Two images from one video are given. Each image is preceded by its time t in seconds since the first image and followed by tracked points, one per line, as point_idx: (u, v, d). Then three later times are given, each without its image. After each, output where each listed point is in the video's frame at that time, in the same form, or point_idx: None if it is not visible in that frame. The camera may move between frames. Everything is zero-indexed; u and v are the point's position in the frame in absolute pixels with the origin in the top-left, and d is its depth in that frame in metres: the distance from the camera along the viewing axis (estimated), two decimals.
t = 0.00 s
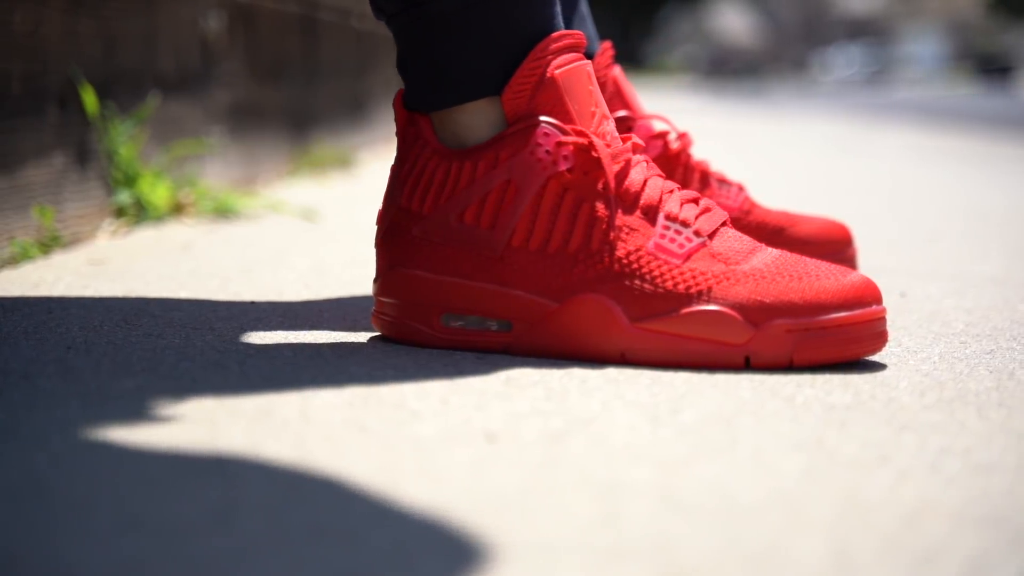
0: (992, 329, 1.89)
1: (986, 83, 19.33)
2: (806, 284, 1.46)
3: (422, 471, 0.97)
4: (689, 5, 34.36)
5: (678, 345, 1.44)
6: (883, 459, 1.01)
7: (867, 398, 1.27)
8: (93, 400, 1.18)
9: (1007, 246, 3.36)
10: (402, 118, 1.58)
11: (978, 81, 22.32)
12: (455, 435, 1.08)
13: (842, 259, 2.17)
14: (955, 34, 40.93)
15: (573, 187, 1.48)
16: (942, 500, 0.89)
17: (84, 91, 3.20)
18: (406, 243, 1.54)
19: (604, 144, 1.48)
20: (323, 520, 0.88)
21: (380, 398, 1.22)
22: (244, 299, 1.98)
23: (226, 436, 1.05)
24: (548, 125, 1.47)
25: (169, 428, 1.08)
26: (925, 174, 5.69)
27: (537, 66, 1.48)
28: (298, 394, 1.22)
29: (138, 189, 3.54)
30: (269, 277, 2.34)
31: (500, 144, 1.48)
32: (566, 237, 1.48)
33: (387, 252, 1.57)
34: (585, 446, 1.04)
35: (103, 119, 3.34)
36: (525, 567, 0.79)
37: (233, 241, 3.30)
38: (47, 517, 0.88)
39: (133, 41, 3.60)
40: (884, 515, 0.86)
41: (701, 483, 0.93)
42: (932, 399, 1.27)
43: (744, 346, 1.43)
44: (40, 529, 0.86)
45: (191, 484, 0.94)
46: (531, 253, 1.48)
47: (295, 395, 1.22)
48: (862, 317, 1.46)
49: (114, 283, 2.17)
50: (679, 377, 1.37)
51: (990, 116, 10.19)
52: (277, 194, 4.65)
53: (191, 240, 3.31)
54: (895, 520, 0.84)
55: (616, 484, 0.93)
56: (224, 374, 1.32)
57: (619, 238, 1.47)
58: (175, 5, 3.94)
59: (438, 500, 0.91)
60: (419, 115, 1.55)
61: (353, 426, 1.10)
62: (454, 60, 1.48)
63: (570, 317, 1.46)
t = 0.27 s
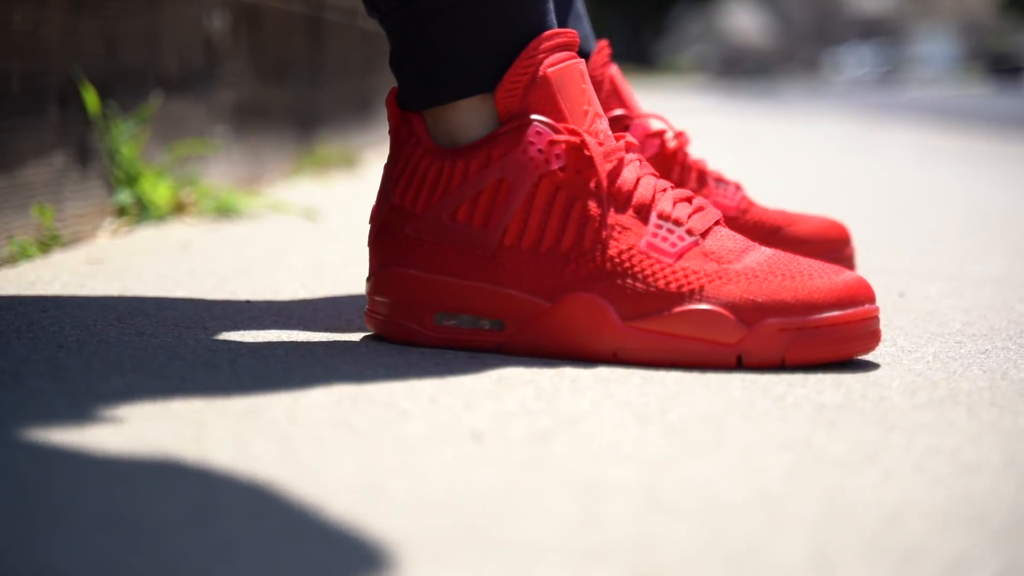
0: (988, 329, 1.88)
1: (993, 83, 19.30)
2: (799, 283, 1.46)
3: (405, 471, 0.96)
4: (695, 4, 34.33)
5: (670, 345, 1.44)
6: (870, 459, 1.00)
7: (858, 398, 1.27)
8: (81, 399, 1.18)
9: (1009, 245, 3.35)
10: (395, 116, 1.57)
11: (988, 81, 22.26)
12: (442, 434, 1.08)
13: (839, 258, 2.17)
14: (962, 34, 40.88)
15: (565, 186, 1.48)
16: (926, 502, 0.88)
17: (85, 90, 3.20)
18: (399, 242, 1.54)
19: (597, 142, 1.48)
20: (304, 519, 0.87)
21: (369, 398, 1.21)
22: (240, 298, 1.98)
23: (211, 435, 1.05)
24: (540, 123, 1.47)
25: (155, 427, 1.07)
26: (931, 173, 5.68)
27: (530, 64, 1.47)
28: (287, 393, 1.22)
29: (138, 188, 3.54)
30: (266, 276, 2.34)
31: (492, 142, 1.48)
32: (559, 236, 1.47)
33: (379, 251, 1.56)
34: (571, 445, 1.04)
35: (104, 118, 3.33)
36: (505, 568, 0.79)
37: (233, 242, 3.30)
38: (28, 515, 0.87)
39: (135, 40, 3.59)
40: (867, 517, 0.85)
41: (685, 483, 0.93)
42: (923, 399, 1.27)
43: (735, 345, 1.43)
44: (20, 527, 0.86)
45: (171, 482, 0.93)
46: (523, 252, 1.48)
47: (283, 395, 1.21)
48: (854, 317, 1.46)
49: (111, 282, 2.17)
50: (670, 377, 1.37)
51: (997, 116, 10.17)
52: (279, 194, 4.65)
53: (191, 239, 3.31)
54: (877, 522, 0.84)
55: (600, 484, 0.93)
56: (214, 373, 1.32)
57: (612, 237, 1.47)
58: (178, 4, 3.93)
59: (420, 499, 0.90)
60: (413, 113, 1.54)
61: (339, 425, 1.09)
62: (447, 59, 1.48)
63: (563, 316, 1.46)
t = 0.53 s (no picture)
0: (987, 329, 1.87)
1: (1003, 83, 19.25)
2: (793, 283, 1.46)
3: (389, 469, 0.96)
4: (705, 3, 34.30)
5: (663, 344, 1.44)
6: (858, 459, 1.00)
7: (850, 398, 1.26)
8: (70, 398, 1.17)
9: (1014, 245, 3.34)
10: (389, 115, 1.57)
11: (999, 82, 22.21)
12: (429, 433, 1.07)
13: (837, 258, 2.16)
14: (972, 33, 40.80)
15: (559, 185, 1.48)
16: (910, 502, 0.88)
17: (87, 89, 3.20)
18: (393, 241, 1.53)
19: (590, 141, 1.48)
20: (285, 515, 0.87)
21: (358, 397, 1.21)
22: (237, 297, 1.97)
23: (196, 433, 1.05)
24: (533, 122, 1.47)
25: (141, 426, 1.07)
26: (938, 173, 5.67)
27: (523, 63, 1.47)
28: (277, 393, 1.22)
29: (141, 187, 3.54)
30: (265, 275, 2.34)
31: (486, 141, 1.48)
32: (552, 234, 1.47)
33: (373, 250, 1.56)
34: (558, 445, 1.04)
35: (107, 117, 3.33)
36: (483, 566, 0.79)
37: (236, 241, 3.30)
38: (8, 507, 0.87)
39: (139, 39, 3.59)
40: (850, 517, 0.85)
41: (669, 482, 0.93)
42: (915, 398, 1.27)
43: (729, 344, 1.43)
44: None
45: (152, 479, 0.93)
46: (516, 251, 1.48)
47: (273, 394, 1.21)
48: (848, 317, 1.46)
49: (110, 281, 2.16)
50: (663, 376, 1.36)
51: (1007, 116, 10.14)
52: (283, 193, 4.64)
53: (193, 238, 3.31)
54: (859, 523, 0.83)
55: (583, 483, 0.92)
56: (205, 371, 1.32)
57: (606, 236, 1.47)
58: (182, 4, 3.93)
59: (401, 497, 0.90)
60: (406, 112, 1.54)
61: (326, 424, 1.09)
62: (440, 56, 1.47)
63: (556, 315, 1.46)
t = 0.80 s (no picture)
0: (985, 329, 1.87)
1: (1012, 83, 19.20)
2: (785, 283, 1.45)
3: (373, 469, 0.96)
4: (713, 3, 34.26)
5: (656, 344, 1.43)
6: (844, 459, 0.99)
7: (841, 398, 1.26)
8: (57, 398, 1.17)
9: (1018, 245, 3.33)
10: (382, 114, 1.57)
11: (1007, 82, 22.15)
12: (414, 433, 1.07)
13: (836, 258, 2.16)
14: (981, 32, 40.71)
15: (551, 184, 1.47)
16: (892, 503, 0.87)
17: (89, 89, 3.20)
18: (385, 241, 1.53)
19: (583, 140, 1.47)
20: (264, 514, 0.87)
21: (347, 397, 1.20)
22: (233, 296, 1.97)
23: (180, 433, 1.04)
24: (526, 121, 1.46)
25: (126, 426, 1.06)
26: (944, 173, 5.65)
27: (516, 62, 1.47)
28: (265, 393, 1.21)
29: (143, 187, 3.54)
30: (263, 275, 2.33)
31: (478, 141, 1.47)
32: (544, 234, 1.47)
33: (366, 249, 1.56)
34: (544, 445, 1.03)
35: (109, 117, 3.33)
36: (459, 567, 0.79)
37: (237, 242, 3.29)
38: None
39: (142, 39, 3.59)
40: (831, 519, 0.84)
41: (652, 482, 0.92)
42: (906, 399, 1.26)
43: (721, 344, 1.43)
44: None
45: (134, 479, 0.93)
46: (508, 250, 1.47)
47: (262, 394, 1.21)
48: (841, 316, 1.45)
49: (107, 281, 2.16)
50: (654, 376, 1.36)
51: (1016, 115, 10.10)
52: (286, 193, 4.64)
53: (193, 237, 3.31)
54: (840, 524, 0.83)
55: (566, 483, 0.92)
56: (195, 371, 1.31)
57: (598, 236, 1.46)
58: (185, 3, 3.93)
59: (382, 497, 0.90)
60: (399, 112, 1.54)
61: (312, 424, 1.08)
62: (433, 55, 1.47)
63: (548, 315, 1.45)
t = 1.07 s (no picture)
0: (981, 329, 1.86)
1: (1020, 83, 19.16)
2: (778, 283, 1.45)
3: (355, 469, 0.95)
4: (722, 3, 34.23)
5: (648, 344, 1.43)
6: (830, 460, 0.99)
7: (831, 398, 1.26)
8: (44, 399, 1.17)
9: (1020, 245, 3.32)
10: (375, 114, 1.56)
11: (1016, 81, 22.11)
12: (400, 434, 1.06)
13: (832, 258, 2.15)
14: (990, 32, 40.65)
15: (543, 184, 1.47)
16: (874, 504, 0.87)
17: (90, 89, 3.20)
18: (378, 241, 1.52)
19: (575, 140, 1.47)
20: (244, 514, 0.87)
21: (335, 398, 1.20)
22: (228, 296, 1.97)
23: (165, 434, 1.04)
24: (518, 121, 1.46)
25: (111, 427, 1.06)
26: (949, 172, 5.63)
27: (508, 62, 1.46)
28: (253, 394, 1.21)
29: (145, 187, 3.54)
30: (260, 275, 2.33)
31: (470, 140, 1.47)
32: (537, 234, 1.46)
33: (359, 249, 1.55)
34: (529, 445, 1.03)
35: (111, 117, 3.33)
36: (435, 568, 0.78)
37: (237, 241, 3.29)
38: None
39: (144, 39, 3.59)
40: (812, 520, 0.84)
41: (635, 483, 0.92)
42: (896, 399, 1.26)
43: (713, 345, 1.42)
44: None
45: (114, 479, 0.92)
46: (500, 250, 1.47)
47: (249, 395, 1.20)
48: (834, 317, 1.45)
49: (102, 280, 2.15)
50: (645, 377, 1.35)
51: None
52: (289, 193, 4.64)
53: (194, 237, 3.31)
54: (819, 525, 0.83)
55: (548, 484, 0.92)
56: (185, 371, 1.31)
57: (590, 236, 1.46)
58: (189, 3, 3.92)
59: (362, 497, 0.90)
60: (392, 111, 1.53)
61: (297, 424, 1.08)
62: (425, 55, 1.47)
63: (540, 315, 1.45)
